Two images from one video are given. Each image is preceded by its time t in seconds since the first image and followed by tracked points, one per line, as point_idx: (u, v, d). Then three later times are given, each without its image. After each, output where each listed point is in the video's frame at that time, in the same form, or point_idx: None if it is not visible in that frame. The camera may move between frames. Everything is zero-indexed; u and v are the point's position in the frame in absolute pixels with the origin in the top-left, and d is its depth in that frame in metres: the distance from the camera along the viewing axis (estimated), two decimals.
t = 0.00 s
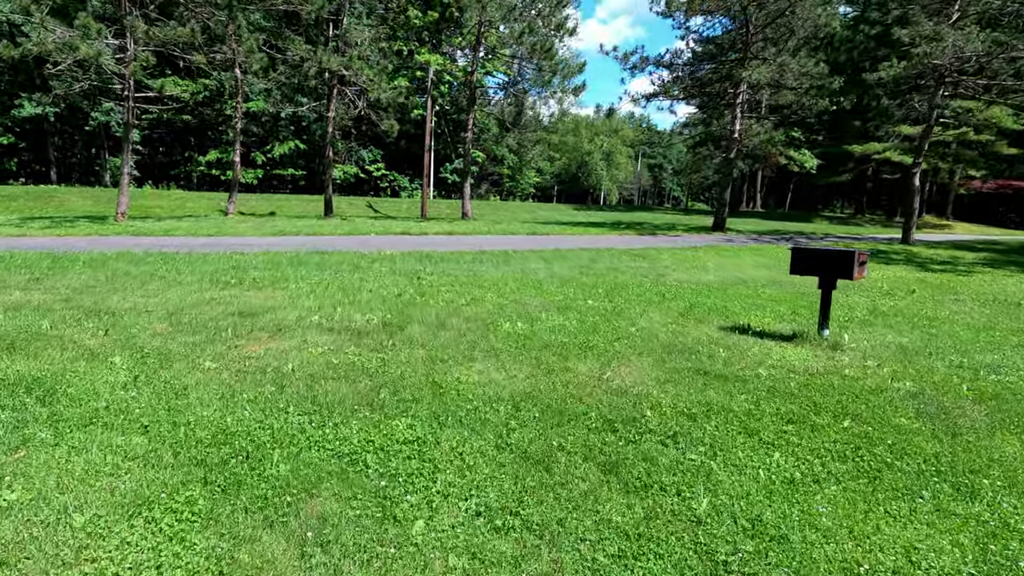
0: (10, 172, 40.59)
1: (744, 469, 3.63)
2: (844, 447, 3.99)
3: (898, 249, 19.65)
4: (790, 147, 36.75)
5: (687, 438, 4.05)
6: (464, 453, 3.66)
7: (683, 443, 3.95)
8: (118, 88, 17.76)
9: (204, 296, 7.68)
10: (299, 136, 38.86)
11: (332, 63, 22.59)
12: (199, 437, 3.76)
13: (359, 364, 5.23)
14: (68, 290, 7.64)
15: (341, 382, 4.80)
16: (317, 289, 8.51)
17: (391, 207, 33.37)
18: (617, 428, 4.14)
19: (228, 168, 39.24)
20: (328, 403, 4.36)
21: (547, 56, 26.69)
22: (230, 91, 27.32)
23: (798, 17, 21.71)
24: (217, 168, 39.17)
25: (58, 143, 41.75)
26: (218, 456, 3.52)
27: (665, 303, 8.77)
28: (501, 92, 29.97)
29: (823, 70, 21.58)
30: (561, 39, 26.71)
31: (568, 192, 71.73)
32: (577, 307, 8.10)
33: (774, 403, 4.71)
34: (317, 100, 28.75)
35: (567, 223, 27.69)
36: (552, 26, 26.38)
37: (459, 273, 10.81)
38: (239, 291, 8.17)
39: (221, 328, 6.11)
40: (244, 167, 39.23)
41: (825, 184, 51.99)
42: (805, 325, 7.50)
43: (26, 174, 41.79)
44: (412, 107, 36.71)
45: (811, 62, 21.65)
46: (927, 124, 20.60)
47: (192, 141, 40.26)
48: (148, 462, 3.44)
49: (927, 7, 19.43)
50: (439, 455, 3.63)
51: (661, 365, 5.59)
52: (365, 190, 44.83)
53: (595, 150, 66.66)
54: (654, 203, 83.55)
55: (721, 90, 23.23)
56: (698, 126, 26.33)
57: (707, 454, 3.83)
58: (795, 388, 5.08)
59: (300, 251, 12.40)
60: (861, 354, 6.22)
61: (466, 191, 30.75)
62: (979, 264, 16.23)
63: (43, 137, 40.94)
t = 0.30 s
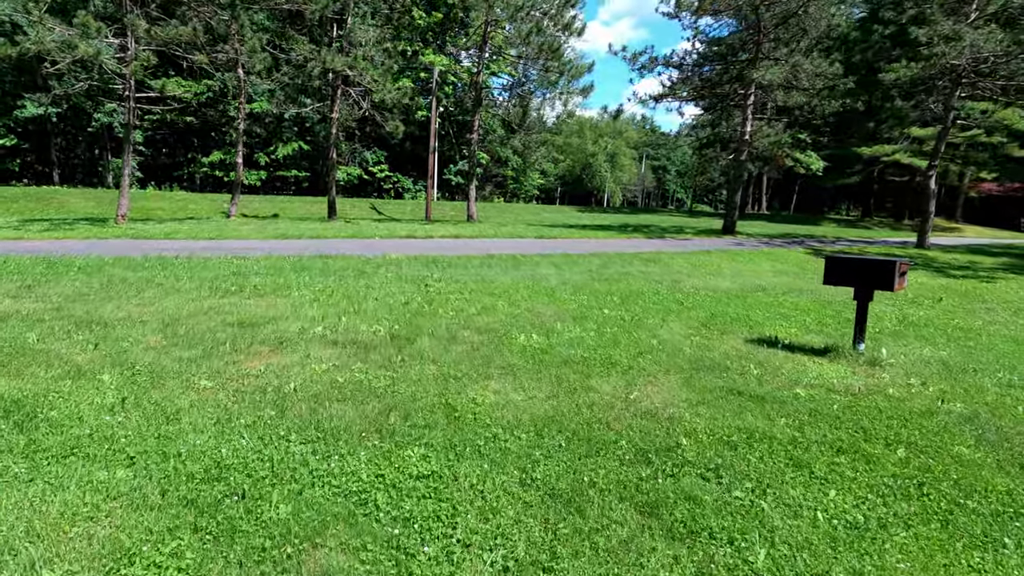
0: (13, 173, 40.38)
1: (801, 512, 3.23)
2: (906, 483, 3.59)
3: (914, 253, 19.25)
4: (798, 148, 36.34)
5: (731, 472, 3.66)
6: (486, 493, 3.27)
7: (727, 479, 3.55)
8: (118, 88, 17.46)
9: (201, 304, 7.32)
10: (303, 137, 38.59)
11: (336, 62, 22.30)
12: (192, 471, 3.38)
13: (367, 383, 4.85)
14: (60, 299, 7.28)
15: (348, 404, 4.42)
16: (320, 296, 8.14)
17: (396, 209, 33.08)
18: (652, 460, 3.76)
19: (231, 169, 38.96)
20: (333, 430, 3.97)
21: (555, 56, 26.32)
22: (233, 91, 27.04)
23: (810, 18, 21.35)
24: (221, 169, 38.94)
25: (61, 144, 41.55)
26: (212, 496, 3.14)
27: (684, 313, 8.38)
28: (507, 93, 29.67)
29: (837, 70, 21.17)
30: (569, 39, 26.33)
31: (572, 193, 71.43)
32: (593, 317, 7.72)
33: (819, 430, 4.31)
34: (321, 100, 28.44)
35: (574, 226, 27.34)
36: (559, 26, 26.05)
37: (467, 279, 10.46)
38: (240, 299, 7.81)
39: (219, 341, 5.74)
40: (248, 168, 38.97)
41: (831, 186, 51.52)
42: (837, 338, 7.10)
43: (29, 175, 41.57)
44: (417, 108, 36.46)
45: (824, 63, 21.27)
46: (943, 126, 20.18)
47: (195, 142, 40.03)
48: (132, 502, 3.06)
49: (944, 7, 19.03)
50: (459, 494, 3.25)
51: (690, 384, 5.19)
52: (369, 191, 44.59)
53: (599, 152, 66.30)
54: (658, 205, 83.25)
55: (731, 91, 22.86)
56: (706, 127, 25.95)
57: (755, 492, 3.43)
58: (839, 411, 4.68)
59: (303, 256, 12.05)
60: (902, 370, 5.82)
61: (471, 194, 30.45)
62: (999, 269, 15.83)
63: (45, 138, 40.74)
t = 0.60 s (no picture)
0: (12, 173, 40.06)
1: (858, 565, 2.85)
2: (969, 527, 3.22)
3: (925, 258, 18.90)
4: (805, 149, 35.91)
5: (772, 513, 3.28)
6: (502, 541, 2.90)
7: (769, 523, 3.18)
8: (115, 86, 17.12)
9: (193, 313, 6.97)
10: (304, 137, 38.26)
11: (338, 61, 21.95)
12: (171, 514, 3.01)
13: (367, 404, 4.47)
14: (44, 307, 6.90)
15: (346, 430, 4.05)
16: (319, 304, 7.77)
17: (397, 210, 32.77)
18: (684, 499, 3.38)
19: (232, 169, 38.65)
20: (330, 461, 3.60)
21: (559, 56, 25.96)
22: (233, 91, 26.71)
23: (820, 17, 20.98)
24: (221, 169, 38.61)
25: (60, 143, 41.24)
26: (192, 546, 2.77)
27: (700, 323, 8.00)
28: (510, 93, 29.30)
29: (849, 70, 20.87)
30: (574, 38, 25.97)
31: (574, 194, 71.03)
32: (606, 328, 7.34)
33: (862, 460, 3.94)
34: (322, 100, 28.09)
35: (577, 228, 27.00)
36: (564, 25, 25.68)
37: (472, 285, 10.08)
38: (234, 307, 7.44)
39: (210, 356, 5.37)
40: (248, 168, 38.64)
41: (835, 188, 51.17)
42: (864, 353, 6.73)
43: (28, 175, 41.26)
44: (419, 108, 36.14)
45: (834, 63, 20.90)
46: (956, 128, 19.81)
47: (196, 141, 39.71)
48: (101, 553, 2.70)
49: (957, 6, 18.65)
50: (471, 543, 2.88)
51: (716, 405, 4.81)
52: (371, 191, 44.27)
53: (602, 152, 65.82)
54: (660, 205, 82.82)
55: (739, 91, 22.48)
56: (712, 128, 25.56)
57: (803, 538, 3.06)
58: (880, 438, 4.30)
59: (302, 259, 11.69)
60: (940, 389, 5.44)
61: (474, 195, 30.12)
62: (1016, 275, 15.44)
63: (45, 137, 40.41)
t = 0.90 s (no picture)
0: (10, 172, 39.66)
1: None
2: None
3: (940, 262, 18.43)
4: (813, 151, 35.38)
5: (834, 561, 2.82)
6: None
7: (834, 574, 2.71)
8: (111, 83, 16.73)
9: (180, 318, 6.51)
10: (306, 137, 37.87)
11: (340, 59, 21.54)
12: (132, 563, 2.55)
13: (363, 424, 4.02)
14: (20, 312, 6.45)
15: (340, 455, 3.59)
16: (314, 309, 7.30)
17: (399, 211, 32.38)
18: (730, 543, 2.92)
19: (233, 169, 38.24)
20: (321, 495, 3.14)
21: (565, 54, 25.49)
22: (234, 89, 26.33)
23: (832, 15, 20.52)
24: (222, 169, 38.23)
25: (60, 142, 40.85)
26: None
27: (720, 330, 7.53)
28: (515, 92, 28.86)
29: (862, 70, 20.47)
30: (580, 37, 25.53)
31: (577, 196, 70.47)
32: (621, 336, 6.86)
33: (925, 493, 3.47)
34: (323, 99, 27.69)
35: (582, 229, 26.57)
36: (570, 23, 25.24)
37: (477, 288, 9.62)
38: (225, 312, 6.99)
39: (194, 367, 4.90)
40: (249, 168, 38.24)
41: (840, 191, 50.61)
42: (901, 365, 6.25)
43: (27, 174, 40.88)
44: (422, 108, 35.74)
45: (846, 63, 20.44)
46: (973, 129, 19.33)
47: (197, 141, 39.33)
48: None
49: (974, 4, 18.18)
50: None
51: (751, 425, 4.35)
52: (373, 192, 43.86)
53: (605, 154, 65.22)
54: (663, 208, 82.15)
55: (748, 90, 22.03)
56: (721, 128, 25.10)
57: None
58: (940, 466, 3.84)
59: (300, 261, 11.24)
60: (993, 407, 4.96)
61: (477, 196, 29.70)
62: None
63: (44, 136, 40.02)
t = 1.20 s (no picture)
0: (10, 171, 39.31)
1: None
2: None
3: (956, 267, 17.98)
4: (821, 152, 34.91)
5: None
6: None
7: None
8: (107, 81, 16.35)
9: (167, 329, 6.09)
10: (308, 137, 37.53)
11: (342, 57, 21.18)
12: None
13: (359, 459, 3.57)
14: None
15: (333, 499, 3.15)
16: (311, 319, 6.86)
17: (401, 212, 32.01)
18: None
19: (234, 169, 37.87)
20: (308, 552, 2.70)
21: (572, 53, 25.05)
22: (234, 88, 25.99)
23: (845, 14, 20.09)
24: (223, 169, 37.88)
25: (60, 142, 40.51)
26: None
27: (743, 343, 7.08)
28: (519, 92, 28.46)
29: (876, 70, 20.03)
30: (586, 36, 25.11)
31: (580, 197, 69.99)
32: (639, 350, 6.41)
33: (1004, 548, 3.02)
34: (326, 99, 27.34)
35: (587, 232, 26.18)
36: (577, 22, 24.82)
37: (482, 296, 9.19)
38: (216, 322, 6.56)
39: (175, 388, 4.47)
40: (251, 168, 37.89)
41: (847, 193, 50.05)
42: (941, 384, 5.80)
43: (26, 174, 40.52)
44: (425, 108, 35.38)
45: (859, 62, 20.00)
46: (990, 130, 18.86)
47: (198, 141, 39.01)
48: None
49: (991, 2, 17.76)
50: None
51: (792, 459, 3.90)
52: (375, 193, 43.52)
53: (609, 155, 64.75)
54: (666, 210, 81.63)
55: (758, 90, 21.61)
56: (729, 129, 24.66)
57: None
58: (1012, 511, 3.38)
59: (298, 265, 10.83)
60: None
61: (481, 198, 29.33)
62: None
63: (44, 135, 39.68)
